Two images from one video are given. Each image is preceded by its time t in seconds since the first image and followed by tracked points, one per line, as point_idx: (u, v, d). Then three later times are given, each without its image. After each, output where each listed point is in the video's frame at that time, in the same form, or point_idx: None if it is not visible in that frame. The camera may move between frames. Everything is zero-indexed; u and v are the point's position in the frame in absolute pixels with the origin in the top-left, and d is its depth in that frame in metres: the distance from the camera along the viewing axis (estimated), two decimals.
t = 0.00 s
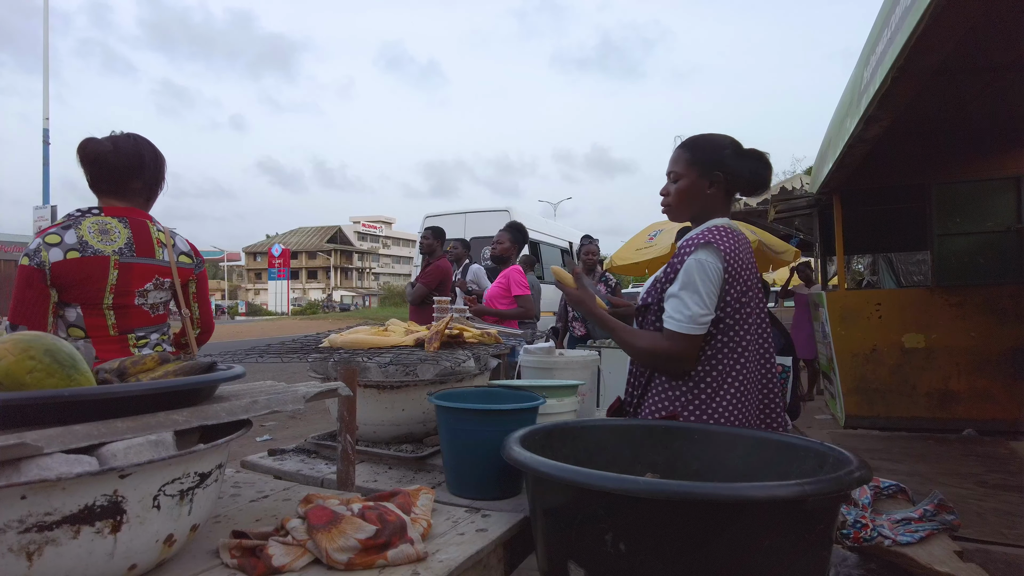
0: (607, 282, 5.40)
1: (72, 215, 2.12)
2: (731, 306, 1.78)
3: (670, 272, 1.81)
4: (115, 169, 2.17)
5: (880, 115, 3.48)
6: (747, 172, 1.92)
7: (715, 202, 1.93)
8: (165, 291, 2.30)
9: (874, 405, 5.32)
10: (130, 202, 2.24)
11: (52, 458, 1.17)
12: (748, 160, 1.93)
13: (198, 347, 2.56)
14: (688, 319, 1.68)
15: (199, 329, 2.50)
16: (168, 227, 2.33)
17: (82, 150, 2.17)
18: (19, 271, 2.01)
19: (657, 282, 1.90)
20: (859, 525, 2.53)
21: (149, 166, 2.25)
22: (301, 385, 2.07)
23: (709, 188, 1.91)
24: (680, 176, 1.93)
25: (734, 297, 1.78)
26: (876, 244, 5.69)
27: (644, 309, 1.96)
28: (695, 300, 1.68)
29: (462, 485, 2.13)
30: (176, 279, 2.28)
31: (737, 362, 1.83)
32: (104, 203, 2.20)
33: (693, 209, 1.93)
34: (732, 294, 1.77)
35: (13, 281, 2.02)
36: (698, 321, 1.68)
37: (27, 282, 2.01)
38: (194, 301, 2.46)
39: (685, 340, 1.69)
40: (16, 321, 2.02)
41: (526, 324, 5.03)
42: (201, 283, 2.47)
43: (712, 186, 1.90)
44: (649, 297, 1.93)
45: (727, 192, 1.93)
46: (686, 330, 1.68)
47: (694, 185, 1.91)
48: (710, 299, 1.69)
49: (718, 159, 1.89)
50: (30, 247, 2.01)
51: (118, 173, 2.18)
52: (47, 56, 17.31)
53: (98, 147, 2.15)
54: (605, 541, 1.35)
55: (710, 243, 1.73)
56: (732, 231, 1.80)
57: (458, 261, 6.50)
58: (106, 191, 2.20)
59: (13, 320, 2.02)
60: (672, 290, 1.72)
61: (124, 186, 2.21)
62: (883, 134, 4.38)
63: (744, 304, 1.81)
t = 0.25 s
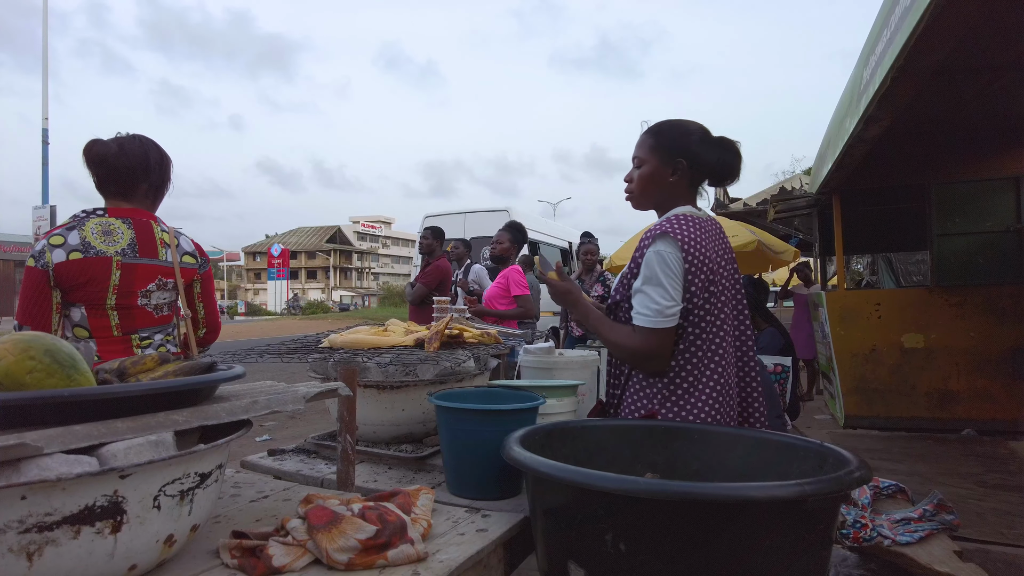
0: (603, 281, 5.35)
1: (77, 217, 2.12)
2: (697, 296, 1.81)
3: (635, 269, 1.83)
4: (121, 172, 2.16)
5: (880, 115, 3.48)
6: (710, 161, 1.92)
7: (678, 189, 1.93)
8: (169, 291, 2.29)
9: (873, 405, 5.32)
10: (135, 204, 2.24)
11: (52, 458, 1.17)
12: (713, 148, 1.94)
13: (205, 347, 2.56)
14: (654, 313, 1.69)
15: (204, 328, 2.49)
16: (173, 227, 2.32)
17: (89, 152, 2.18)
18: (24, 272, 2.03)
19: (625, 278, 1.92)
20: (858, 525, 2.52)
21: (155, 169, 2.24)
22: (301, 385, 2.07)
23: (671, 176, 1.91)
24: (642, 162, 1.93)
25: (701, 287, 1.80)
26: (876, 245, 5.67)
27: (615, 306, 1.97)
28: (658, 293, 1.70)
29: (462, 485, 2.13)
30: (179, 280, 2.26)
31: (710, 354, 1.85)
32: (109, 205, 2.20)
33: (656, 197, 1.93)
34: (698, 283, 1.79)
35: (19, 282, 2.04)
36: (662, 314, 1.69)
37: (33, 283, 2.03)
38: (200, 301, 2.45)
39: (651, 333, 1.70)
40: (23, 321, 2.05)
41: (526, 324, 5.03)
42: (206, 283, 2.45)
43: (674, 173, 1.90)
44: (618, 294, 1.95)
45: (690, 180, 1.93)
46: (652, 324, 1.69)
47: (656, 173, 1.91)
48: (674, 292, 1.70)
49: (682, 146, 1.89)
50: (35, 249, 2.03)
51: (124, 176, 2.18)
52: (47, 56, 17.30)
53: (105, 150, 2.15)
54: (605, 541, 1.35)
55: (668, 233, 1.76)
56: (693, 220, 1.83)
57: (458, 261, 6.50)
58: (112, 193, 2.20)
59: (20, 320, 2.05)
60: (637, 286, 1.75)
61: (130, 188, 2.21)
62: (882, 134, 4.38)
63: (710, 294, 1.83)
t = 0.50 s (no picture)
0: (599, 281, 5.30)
1: (75, 218, 2.12)
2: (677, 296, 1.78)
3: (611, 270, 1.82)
4: (122, 173, 2.16)
5: (880, 115, 3.48)
6: (681, 156, 1.93)
7: (651, 185, 1.92)
8: (168, 292, 2.29)
9: (872, 405, 5.32)
10: (135, 205, 2.24)
11: (50, 459, 1.17)
12: (683, 143, 1.94)
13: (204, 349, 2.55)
14: (630, 314, 1.67)
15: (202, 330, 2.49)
16: (172, 229, 2.32)
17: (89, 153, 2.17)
18: (23, 274, 2.02)
19: (603, 280, 1.90)
20: (858, 525, 2.52)
21: (156, 170, 2.25)
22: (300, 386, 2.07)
23: (642, 172, 1.91)
24: (614, 160, 1.94)
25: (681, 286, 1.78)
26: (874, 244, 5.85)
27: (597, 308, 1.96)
28: (633, 296, 1.68)
29: (462, 485, 2.12)
30: (178, 281, 2.26)
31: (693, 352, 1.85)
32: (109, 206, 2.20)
33: (628, 194, 1.93)
34: (678, 283, 1.76)
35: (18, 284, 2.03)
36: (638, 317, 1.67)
37: (31, 285, 2.02)
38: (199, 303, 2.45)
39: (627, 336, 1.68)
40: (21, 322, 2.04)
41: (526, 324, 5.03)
42: (205, 285, 2.45)
43: (645, 170, 1.91)
44: (598, 297, 1.93)
45: (662, 176, 1.93)
46: (628, 326, 1.67)
47: (627, 170, 1.92)
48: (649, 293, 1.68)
49: (652, 142, 1.90)
50: (34, 250, 2.03)
51: (125, 177, 2.18)
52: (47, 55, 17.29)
53: (107, 151, 2.15)
54: (604, 541, 1.35)
55: (640, 232, 1.74)
56: (668, 217, 1.80)
57: (457, 261, 6.50)
58: (112, 194, 2.20)
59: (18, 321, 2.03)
60: (614, 287, 1.73)
61: (131, 190, 2.21)
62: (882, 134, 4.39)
63: (691, 291, 1.81)
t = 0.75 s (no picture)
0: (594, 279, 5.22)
1: (65, 216, 2.09)
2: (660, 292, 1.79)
3: (590, 267, 1.84)
4: (112, 170, 2.15)
5: (879, 115, 3.48)
6: (657, 152, 1.92)
7: (627, 184, 1.93)
8: (162, 290, 2.30)
9: (871, 405, 5.33)
10: (127, 204, 2.24)
11: (49, 459, 1.17)
12: (659, 139, 1.92)
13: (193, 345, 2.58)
14: (605, 311, 1.69)
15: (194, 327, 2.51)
16: (164, 226, 2.33)
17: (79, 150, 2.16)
18: (15, 274, 1.98)
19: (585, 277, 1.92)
20: (856, 525, 2.48)
21: (146, 169, 2.25)
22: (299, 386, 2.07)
23: (617, 172, 1.93)
24: (590, 161, 1.96)
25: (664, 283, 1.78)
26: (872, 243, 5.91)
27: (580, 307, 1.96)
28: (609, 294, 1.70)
29: (461, 485, 2.12)
30: (173, 278, 2.28)
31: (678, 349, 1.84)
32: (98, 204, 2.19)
33: (605, 194, 1.95)
34: (660, 279, 1.77)
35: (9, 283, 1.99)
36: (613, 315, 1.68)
37: (25, 284, 1.98)
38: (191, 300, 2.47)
39: (601, 332, 1.70)
40: (13, 323, 1.99)
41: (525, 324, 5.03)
42: (197, 282, 2.48)
43: (620, 170, 1.92)
44: (580, 295, 1.94)
45: (637, 174, 1.93)
46: (603, 322, 1.69)
47: (602, 171, 1.94)
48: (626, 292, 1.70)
49: (626, 142, 1.91)
50: (26, 249, 1.98)
51: (115, 175, 2.17)
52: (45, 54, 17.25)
53: (97, 148, 2.14)
54: (603, 541, 1.35)
55: (622, 230, 1.76)
56: (650, 214, 1.81)
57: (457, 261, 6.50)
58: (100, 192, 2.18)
59: (10, 321, 1.98)
60: (592, 285, 1.75)
61: (120, 187, 2.20)
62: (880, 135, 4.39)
63: (676, 288, 1.82)
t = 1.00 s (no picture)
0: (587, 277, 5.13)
1: (55, 213, 2.09)
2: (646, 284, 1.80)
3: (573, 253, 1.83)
4: (103, 166, 2.15)
5: (878, 114, 3.49)
6: (642, 149, 1.92)
7: (614, 182, 1.94)
8: (153, 289, 2.31)
9: (870, 405, 5.33)
10: (116, 201, 2.24)
11: (48, 459, 1.17)
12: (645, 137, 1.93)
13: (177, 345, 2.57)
14: (577, 290, 1.67)
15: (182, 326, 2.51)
16: (153, 225, 2.34)
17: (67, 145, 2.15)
18: (6, 270, 1.95)
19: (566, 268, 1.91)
20: (855, 524, 2.51)
21: (135, 166, 2.26)
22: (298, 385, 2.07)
23: (604, 170, 1.94)
24: (577, 160, 1.96)
25: (649, 277, 1.80)
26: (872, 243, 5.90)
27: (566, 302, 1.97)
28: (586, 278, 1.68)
29: (460, 485, 2.12)
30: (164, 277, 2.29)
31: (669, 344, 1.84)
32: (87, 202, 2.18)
33: (593, 193, 1.95)
34: (643, 273, 1.79)
35: None
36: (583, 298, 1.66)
37: (17, 280, 1.96)
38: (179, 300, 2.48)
39: (565, 309, 1.67)
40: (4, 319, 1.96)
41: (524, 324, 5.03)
42: (186, 281, 2.50)
43: (606, 167, 1.93)
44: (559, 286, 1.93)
45: (623, 171, 1.94)
46: (572, 300, 1.66)
47: (589, 170, 1.94)
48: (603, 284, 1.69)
49: (611, 140, 1.91)
50: (17, 246, 1.97)
51: (106, 171, 2.17)
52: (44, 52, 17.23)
53: (88, 143, 2.14)
54: (602, 541, 1.35)
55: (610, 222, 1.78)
56: (640, 209, 1.83)
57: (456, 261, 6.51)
58: (90, 188, 2.18)
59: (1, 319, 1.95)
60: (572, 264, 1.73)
61: (110, 184, 2.20)
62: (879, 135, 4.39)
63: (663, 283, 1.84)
